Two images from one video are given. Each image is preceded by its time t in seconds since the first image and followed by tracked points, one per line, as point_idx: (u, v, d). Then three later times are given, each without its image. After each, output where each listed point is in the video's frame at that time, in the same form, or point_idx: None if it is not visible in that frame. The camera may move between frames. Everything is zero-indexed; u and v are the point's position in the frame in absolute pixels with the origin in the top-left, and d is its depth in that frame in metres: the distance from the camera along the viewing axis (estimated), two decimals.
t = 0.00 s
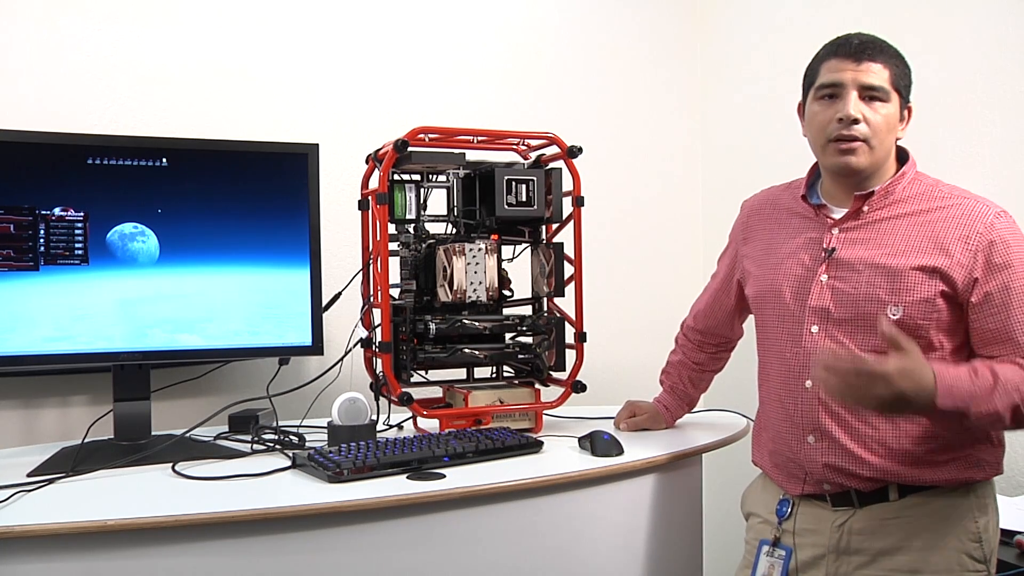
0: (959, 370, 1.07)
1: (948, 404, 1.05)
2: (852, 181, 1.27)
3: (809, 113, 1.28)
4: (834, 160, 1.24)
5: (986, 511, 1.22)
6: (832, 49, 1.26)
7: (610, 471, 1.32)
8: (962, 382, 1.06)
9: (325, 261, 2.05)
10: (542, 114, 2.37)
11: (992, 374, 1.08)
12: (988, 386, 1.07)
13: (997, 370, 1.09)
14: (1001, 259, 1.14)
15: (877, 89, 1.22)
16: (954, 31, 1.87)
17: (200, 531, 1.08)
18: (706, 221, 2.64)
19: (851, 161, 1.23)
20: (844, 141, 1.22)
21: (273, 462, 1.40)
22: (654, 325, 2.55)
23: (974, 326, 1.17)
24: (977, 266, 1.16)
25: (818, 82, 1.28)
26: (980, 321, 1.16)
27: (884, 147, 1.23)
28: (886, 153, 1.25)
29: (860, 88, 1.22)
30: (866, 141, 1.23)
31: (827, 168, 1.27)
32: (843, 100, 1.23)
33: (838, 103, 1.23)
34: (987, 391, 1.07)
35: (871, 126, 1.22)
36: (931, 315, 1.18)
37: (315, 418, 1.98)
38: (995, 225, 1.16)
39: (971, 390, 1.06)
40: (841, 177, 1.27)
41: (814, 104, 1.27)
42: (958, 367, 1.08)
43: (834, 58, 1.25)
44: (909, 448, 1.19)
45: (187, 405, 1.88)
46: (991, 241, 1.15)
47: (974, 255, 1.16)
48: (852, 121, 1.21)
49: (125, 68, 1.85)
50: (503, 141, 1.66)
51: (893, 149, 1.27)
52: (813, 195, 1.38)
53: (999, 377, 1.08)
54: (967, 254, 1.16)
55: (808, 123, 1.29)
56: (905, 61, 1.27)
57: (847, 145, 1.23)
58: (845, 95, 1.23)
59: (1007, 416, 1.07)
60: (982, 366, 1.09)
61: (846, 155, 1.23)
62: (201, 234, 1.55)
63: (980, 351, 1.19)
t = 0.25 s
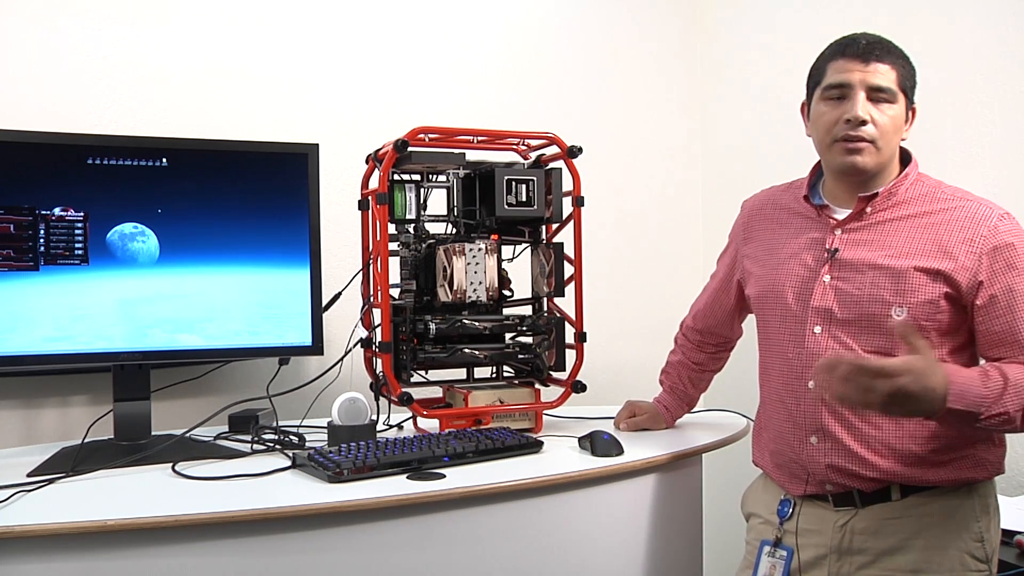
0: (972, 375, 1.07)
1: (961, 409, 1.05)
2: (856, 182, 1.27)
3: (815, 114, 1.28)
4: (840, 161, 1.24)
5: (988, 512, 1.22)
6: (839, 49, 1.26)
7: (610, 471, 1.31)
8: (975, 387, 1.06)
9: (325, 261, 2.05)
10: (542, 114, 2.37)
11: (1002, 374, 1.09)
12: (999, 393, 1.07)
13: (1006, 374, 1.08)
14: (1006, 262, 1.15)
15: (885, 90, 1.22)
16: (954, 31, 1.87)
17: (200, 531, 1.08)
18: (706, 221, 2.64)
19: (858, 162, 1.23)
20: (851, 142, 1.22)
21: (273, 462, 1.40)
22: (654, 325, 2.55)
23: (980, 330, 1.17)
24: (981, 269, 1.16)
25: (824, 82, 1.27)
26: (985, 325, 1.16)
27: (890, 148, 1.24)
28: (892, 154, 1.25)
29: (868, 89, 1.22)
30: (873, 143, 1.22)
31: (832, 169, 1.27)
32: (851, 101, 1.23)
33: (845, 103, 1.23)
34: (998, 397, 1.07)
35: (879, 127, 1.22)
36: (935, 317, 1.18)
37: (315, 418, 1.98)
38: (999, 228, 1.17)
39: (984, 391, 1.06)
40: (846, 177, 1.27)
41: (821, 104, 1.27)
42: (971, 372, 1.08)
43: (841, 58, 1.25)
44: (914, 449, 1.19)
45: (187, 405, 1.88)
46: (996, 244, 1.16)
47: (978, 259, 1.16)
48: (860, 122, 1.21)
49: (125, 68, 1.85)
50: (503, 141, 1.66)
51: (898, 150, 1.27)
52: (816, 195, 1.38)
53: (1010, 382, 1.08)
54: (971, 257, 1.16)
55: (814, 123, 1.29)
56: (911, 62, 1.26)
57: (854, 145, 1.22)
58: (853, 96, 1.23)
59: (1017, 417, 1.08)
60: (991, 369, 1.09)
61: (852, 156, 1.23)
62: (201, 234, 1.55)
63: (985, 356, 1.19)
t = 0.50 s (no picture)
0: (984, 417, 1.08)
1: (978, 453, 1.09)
2: (862, 182, 1.27)
3: (820, 113, 1.27)
4: (847, 162, 1.24)
5: (990, 510, 1.23)
6: (844, 49, 1.26)
7: (610, 471, 1.31)
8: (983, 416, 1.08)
9: (325, 261, 2.05)
10: (542, 114, 2.36)
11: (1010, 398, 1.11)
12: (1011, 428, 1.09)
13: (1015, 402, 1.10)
14: (1009, 266, 1.15)
15: (891, 90, 1.22)
16: (954, 31, 1.87)
17: (199, 531, 1.08)
18: (706, 221, 2.64)
19: (865, 162, 1.23)
20: (858, 141, 1.22)
21: (273, 462, 1.40)
22: (654, 325, 2.55)
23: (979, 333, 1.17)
24: (984, 272, 1.16)
25: (828, 82, 1.27)
26: (985, 327, 1.16)
27: (896, 149, 1.24)
28: (897, 155, 1.25)
29: (874, 88, 1.22)
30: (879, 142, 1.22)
31: (837, 169, 1.27)
32: (857, 100, 1.23)
33: (852, 103, 1.23)
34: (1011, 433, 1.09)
35: (885, 127, 1.22)
36: (939, 318, 1.18)
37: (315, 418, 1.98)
38: (1001, 231, 1.17)
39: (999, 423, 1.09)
40: (852, 178, 1.27)
41: (826, 103, 1.26)
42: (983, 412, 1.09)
43: (847, 58, 1.25)
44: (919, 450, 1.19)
45: (187, 405, 1.88)
46: (999, 247, 1.16)
47: (981, 261, 1.17)
48: (867, 121, 1.21)
49: (125, 68, 1.85)
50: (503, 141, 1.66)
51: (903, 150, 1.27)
52: (818, 196, 1.38)
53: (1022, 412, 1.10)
54: (975, 259, 1.17)
55: (818, 123, 1.28)
56: (915, 62, 1.27)
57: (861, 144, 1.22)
58: (860, 95, 1.23)
59: None
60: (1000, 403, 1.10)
61: (860, 157, 1.23)
62: (201, 234, 1.55)
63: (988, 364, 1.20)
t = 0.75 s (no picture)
0: (952, 419, 1.16)
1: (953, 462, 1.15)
2: (858, 183, 1.28)
3: (819, 112, 1.27)
4: (842, 162, 1.24)
5: (989, 508, 1.23)
6: (846, 48, 1.26)
7: (610, 471, 1.32)
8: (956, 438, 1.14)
9: (325, 261, 2.05)
10: (542, 114, 2.37)
11: (992, 412, 1.16)
12: (988, 427, 1.15)
13: (993, 401, 1.17)
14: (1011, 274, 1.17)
15: (889, 90, 1.22)
16: (954, 31, 1.87)
17: (200, 531, 1.08)
18: (706, 221, 2.64)
19: (859, 163, 1.23)
20: (853, 141, 1.22)
21: (273, 462, 1.40)
22: (654, 325, 2.55)
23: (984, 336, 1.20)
24: (988, 276, 1.17)
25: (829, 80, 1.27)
26: (993, 333, 1.18)
27: (892, 151, 1.24)
28: (894, 155, 1.25)
29: (872, 89, 1.22)
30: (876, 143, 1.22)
31: (834, 168, 1.27)
32: (855, 99, 1.23)
33: (849, 103, 1.23)
34: (989, 432, 1.15)
35: (882, 127, 1.22)
36: (943, 321, 1.18)
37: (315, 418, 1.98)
38: (1004, 237, 1.18)
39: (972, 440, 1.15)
40: (848, 178, 1.27)
41: (825, 102, 1.26)
42: (952, 413, 1.17)
43: (847, 57, 1.25)
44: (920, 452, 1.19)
45: (187, 405, 1.88)
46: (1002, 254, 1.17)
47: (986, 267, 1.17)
48: (863, 122, 1.21)
49: (125, 68, 1.85)
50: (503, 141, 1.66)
51: (901, 152, 1.27)
52: (819, 196, 1.37)
53: (997, 409, 1.16)
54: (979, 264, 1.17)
55: (817, 121, 1.28)
56: (918, 63, 1.26)
57: (856, 145, 1.22)
58: (857, 95, 1.23)
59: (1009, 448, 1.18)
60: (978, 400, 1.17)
61: (854, 158, 1.23)
62: (201, 234, 1.55)
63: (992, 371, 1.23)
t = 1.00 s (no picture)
0: (967, 400, 1.15)
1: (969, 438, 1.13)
2: (867, 180, 1.27)
3: (829, 108, 1.26)
4: (854, 158, 1.23)
5: (991, 504, 1.24)
6: (858, 45, 1.26)
7: (610, 471, 1.32)
8: (973, 414, 1.13)
9: (325, 262, 2.05)
10: (542, 115, 2.37)
11: (1003, 396, 1.16)
12: (1000, 411, 1.15)
13: (1002, 387, 1.16)
14: (1016, 268, 1.18)
15: (903, 88, 1.22)
16: (954, 31, 1.86)
17: (199, 531, 1.08)
18: (706, 221, 2.64)
19: (872, 159, 1.22)
20: (866, 136, 1.22)
21: (273, 461, 1.40)
22: (654, 324, 2.55)
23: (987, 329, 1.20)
24: (994, 273, 1.18)
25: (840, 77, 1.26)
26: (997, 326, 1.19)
27: (903, 148, 1.24)
28: (903, 154, 1.25)
29: (886, 85, 1.22)
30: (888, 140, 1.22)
31: (843, 165, 1.27)
32: (869, 96, 1.22)
33: (863, 99, 1.23)
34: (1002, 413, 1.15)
35: (895, 124, 1.22)
36: (950, 319, 1.19)
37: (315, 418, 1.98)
38: (1008, 232, 1.19)
39: (986, 418, 1.14)
40: (858, 175, 1.27)
41: (836, 98, 1.26)
42: (965, 395, 1.16)
43: (860, 53, 1.24)
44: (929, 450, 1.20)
45: (187, 405, 1.88)
46: (1007, 249, 1.18)
47: (992, 263, 1.18)
48: (877, 118, 1.21)
49: (125, 68, 1.85)
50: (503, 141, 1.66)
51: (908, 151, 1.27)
52: (822, 196, 1.36)
53: (1008, 395, 1.16)
54: (985, 261, 1.18)
55: (826, 118, 1.28)
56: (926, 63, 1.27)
57: (869, 140, 1.22)
58: (871, 91, 1.22)
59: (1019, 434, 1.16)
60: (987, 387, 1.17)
61: (867, 153, 1.22)
62: (200, 234, 1.55)
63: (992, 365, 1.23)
